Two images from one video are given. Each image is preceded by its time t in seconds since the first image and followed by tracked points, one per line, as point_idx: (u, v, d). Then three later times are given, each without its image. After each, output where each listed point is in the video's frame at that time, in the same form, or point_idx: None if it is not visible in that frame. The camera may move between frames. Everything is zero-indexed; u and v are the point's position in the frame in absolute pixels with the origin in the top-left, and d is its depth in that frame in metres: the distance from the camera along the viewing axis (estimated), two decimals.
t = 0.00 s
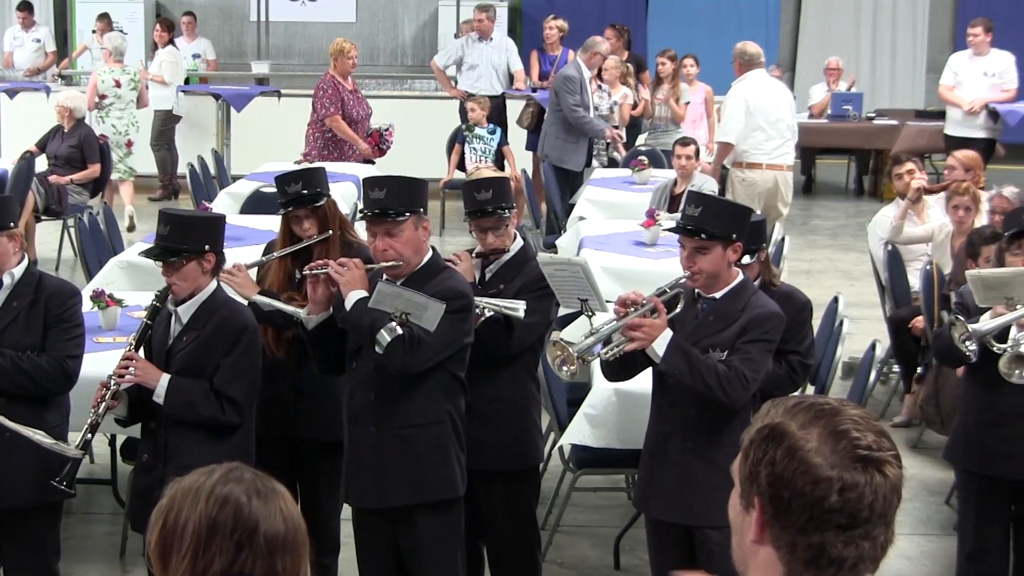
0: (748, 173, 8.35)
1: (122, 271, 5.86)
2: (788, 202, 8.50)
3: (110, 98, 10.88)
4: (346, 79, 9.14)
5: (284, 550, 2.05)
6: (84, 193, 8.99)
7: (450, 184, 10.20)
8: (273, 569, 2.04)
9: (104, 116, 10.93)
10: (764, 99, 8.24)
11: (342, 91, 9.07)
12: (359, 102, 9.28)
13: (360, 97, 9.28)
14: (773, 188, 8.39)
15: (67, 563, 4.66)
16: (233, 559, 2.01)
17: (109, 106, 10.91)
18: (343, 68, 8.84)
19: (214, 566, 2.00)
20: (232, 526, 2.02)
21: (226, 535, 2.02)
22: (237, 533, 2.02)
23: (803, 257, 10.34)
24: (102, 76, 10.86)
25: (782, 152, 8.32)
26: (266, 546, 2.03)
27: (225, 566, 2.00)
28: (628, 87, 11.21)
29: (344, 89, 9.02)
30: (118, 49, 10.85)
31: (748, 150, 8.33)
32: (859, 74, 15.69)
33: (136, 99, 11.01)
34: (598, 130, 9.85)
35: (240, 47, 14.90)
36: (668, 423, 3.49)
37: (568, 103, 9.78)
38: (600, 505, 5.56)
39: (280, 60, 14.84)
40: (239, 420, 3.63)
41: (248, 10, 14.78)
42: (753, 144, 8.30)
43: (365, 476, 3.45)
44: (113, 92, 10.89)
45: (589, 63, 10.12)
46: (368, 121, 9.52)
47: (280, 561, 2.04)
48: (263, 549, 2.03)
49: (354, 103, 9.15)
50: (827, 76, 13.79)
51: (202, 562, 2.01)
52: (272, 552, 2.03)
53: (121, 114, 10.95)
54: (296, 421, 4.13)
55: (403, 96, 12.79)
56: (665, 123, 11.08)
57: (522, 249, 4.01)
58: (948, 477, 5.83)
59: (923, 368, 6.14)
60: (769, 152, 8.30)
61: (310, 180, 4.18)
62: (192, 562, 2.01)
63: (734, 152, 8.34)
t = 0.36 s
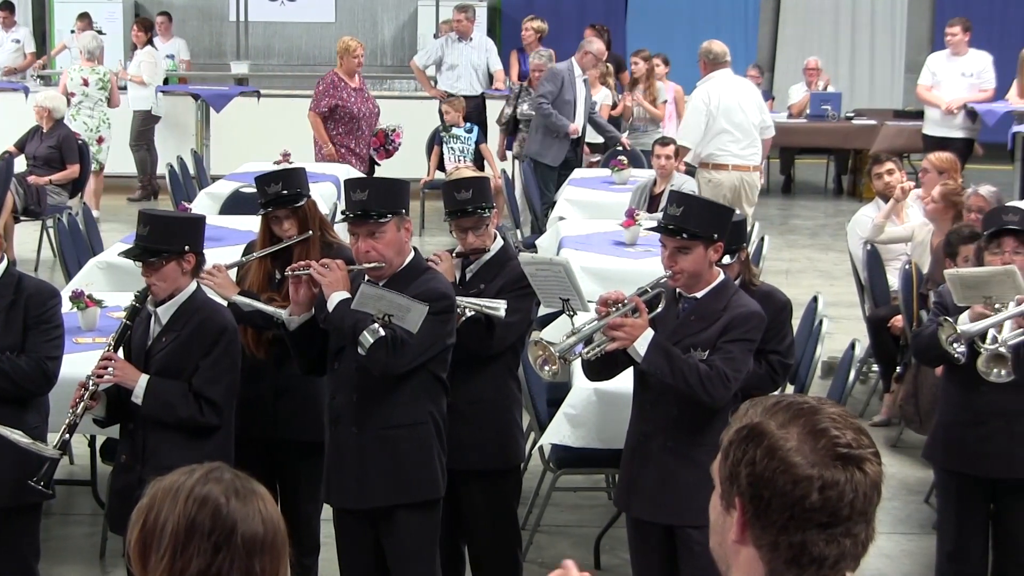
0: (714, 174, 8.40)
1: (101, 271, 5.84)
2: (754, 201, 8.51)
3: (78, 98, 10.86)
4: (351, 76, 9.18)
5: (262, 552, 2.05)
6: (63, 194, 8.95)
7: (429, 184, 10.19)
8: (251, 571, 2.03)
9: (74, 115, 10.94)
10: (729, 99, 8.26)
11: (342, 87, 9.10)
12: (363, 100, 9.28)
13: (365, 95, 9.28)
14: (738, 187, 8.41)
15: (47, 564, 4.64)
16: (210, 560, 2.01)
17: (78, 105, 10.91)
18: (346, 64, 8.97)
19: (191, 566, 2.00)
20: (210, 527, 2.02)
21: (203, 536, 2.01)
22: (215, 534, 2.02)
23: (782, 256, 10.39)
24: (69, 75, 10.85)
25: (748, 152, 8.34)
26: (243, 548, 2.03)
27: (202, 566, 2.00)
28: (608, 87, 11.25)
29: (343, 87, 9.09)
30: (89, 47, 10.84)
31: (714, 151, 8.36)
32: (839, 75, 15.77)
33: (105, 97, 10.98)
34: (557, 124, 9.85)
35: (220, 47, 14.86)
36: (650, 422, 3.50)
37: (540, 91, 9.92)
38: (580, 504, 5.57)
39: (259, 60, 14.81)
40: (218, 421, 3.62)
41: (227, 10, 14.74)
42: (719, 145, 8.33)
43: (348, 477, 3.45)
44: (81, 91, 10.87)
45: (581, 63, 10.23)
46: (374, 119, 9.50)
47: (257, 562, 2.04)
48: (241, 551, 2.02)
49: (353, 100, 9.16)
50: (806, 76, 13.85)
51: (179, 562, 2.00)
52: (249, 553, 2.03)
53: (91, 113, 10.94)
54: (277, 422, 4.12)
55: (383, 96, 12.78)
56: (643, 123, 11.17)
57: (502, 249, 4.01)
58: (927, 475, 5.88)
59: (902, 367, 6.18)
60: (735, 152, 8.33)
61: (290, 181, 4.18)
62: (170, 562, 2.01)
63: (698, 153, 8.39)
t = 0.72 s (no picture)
0: (693, 173, 8.41)
1: (80, 272, 5.82)
2: (734, 199, 8.55)
3: (54, 90, 10.83)
4: (348, 82, 9.09)
5: (239, 553, 2.04)
6: (42, 194, 8.89)
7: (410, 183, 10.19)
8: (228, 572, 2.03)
9: (50, 108, 10.91)
10: (711, 98, 8.28)
11: (337, 91, 9.03)
12: (361, 105, 9.19)
13: (363, 101, 9.19)
14: (719, 187, 8.43)
15: (25, 565, 4.61)
16: (186, 561, 2.01)
17: (54, 98, 10.87)
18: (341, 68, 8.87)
19: (167, 568, 2.00)
20: (186, 528, 2.02)
21: (179, 538, 2.01)
22: (191, 535, 2.02)
23: (761, 256, 10.43)
24: (46, 67, 10.86)
25: (729, 152, 8.38)
26: (220, 549, 2.02)
27: (179, 567, 2.00)
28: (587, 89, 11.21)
29: (338, 91, 9.00)
30: (61, 41, 10.86)
31: (694, 150, 8.38)
32: (817, 75, 15.82)
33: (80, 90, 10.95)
34: (538, 123, 9.91)
35: (199, 48, 14.81)
36: (631, 421, 3.51)
37: (521, 91, 9.95)
38: (560, 504, 5.58)
39: (238, 61, 14.77)
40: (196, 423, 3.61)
41: (206, 10, 14.71)
42: (700, 145, 8.34)
43: (334, 480, 3.44)
44: (57, 84, 10.86)
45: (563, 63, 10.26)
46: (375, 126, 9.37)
47: (234, 563, 2.04)
48: (217, 552, 2.02)
49: (349, 105, 9.07)
50: (785, 76, 13.90)
51: (156, 563, 2.00)
52: (226, 554, 2.03)
53: (66, 107, 10.89)
54: (258, 423, 4.11)
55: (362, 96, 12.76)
56: (620, 127, 11.23)
57: (483, 250, 4.01)
58: (906, 475, 5.90)
59: (881, 366, 6.20)
60: (715, 152, 8.36)
61: (270, 181, 4.18)
62: (147, 562, 2.01)
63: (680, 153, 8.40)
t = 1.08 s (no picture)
0: (677, 173, 8.42)
1: (57, 272, 5.78)
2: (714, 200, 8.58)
3: (20, 87, 10.82)
4: (336, 81, 8.76)
5: (217, 553, 2.04)
6: (19, 195, 8.83)
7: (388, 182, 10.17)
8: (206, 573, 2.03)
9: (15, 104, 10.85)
10: (694, 98, 8.30)
11: (322, 91, 8.70)
12: (350, 104, 8.81)
13: (351, 100, 8.82)
14: (702, 187, 8.45)
15: (3, 567, 4.58)
16: (163, 563, 2.01)
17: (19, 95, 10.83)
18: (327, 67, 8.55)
19: (144, 569, 2.00)
20: (164, 530, 2.02)
21: (156, 539, 2.02)
22: (169, 536, 2.02)
23: (739, 256, 10.46)
24: (11, 66, 10.84)
25: (712, 151, 8.42)
26: (197, 550, 2.03)
27: (156, 569, 2.00)
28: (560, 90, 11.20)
29: (324, 91, 8.69)
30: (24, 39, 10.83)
31: (677, 150, 8.40)
32: (794, 74, 15.86)
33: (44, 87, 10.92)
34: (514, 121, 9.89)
35: (176, 48, 14.75)
36: (612, 421, 3.52)
37: (496, 93, 9.97)
38: (540, 504, 5.59)
39: (217, 61, 14.72)
40: (172, 425, 3.60)
41: (184, 10, 14.66)
42: (684, 144, 8.37)
43: (320, 485, 3.43)
44: (22, 82, 10.84)
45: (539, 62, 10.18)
46: (365, 125, 8.96)
47: (211, 564, 2.04)
48: (194, 553, 2.02)
49: (334, 104, 8.72)
50: (763, 76, 13.94)
51: (134, 563, 2.00)
52: (203, 555, 2.03)
53: (30, 102, 10.82)
54: (238, 424, 4.10)
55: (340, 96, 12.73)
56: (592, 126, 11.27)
57: (462, 250, 4.01)
58: (884, 473, 5.94)
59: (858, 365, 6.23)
60: (699, 153, 8.39)
61: (248, 181, 4.16)
62: (125, 563, 2.01)
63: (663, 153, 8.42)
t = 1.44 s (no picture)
0: (674, 173, 8.45)
1: (34, 273, 5.76)
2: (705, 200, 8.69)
3: None
4: (330, 87, 8.77)
5: (195, 555, 2.04)
6: None
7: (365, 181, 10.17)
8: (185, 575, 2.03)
9: None
10: (690, 97, 8.33)
11: (311, 95, 8.77)
12: (337, 110, 8.76)
13: (339, 106, 8.76)
14: (696, 186, 8.52)
15: None
16: (141, 565, 2.01)
17: None
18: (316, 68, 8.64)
19: (123, 570, 2.00)
20: (142, 532, 2.02)
21: (135, 541, 2.01)
22: (147, 538, 2.02)
23: (716, 255, 10.50)
24: None
25: (705, 150, 8.47)
26: (175, 552, 2.03)
27: (135, 570, 2.00)
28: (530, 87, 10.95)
29: (313, 94, 8.76)
30: None
31: (674, 150, 8.42)
32: (772, 74, 15.88)
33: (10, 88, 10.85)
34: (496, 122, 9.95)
35: (154, 48, 14.70)
36: (590, 420, 3.53)
37: (476, 99, 10.05)
38: (518, 503, 5.60)
39: (194, 61, 14.69)
40: (147, 425, 3.59)
41: (161, 10, 14.63)
42: (680, 144, 8.39)
43: (303, 487, 3.44)
44: None
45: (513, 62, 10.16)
46: (354, 133, 8.80)
47: (189, 566, 2.04)
48: (173, 555, 2.02)
49: (318, 108, 8.72)
50: (740, 76, 13.98)
51: (113, 564, 2.00)
52: (181, 557, 2.03)
53: None
54: (216, 424, 4.09)
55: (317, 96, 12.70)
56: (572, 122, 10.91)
57: (442, 250, 4.02)
58: (862, 473, 5.97)
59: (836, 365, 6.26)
60: (693, 152, 8.43)
61: (226, 181, 4.16)
62: (104, 563, 2.01)
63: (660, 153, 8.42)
